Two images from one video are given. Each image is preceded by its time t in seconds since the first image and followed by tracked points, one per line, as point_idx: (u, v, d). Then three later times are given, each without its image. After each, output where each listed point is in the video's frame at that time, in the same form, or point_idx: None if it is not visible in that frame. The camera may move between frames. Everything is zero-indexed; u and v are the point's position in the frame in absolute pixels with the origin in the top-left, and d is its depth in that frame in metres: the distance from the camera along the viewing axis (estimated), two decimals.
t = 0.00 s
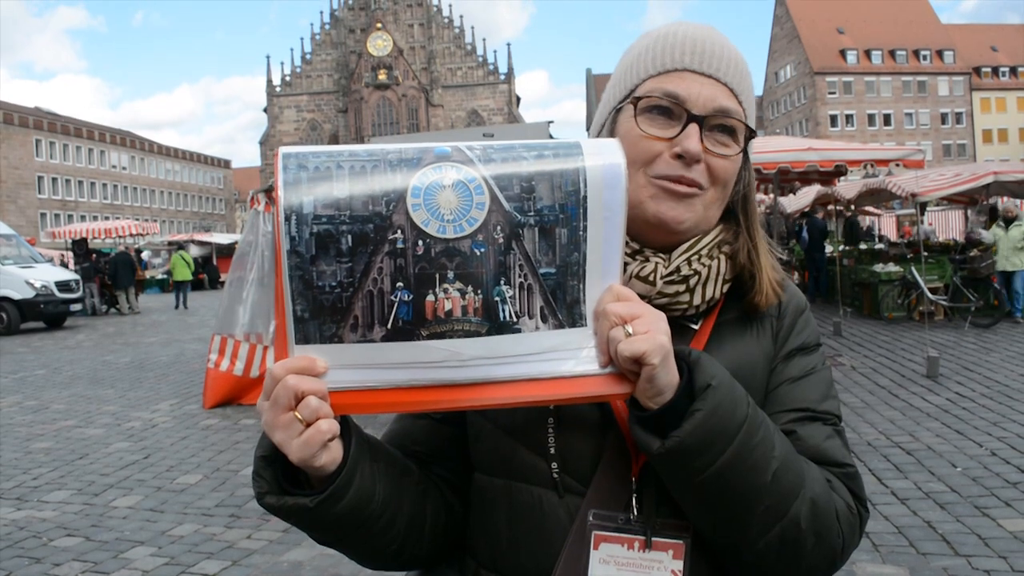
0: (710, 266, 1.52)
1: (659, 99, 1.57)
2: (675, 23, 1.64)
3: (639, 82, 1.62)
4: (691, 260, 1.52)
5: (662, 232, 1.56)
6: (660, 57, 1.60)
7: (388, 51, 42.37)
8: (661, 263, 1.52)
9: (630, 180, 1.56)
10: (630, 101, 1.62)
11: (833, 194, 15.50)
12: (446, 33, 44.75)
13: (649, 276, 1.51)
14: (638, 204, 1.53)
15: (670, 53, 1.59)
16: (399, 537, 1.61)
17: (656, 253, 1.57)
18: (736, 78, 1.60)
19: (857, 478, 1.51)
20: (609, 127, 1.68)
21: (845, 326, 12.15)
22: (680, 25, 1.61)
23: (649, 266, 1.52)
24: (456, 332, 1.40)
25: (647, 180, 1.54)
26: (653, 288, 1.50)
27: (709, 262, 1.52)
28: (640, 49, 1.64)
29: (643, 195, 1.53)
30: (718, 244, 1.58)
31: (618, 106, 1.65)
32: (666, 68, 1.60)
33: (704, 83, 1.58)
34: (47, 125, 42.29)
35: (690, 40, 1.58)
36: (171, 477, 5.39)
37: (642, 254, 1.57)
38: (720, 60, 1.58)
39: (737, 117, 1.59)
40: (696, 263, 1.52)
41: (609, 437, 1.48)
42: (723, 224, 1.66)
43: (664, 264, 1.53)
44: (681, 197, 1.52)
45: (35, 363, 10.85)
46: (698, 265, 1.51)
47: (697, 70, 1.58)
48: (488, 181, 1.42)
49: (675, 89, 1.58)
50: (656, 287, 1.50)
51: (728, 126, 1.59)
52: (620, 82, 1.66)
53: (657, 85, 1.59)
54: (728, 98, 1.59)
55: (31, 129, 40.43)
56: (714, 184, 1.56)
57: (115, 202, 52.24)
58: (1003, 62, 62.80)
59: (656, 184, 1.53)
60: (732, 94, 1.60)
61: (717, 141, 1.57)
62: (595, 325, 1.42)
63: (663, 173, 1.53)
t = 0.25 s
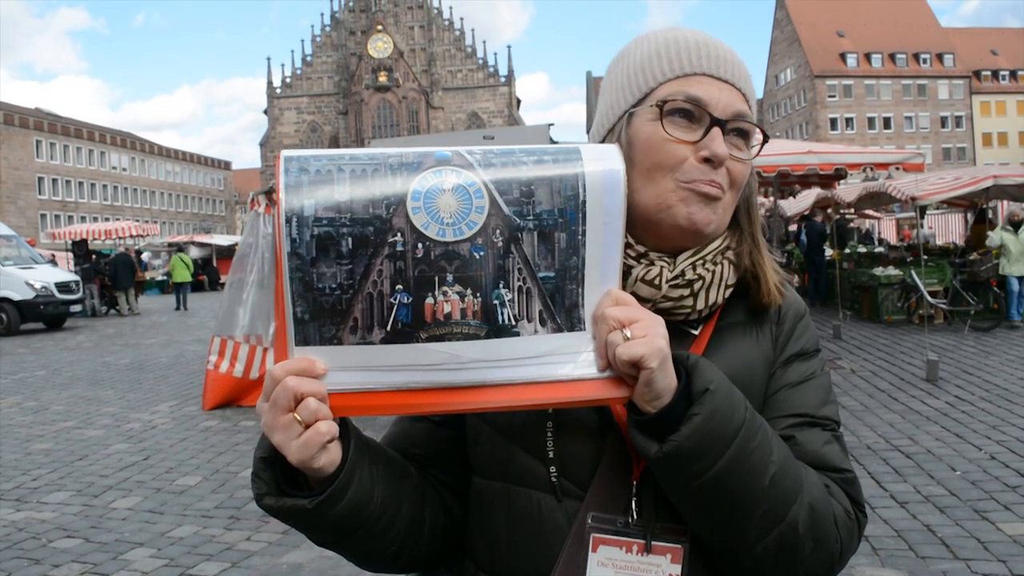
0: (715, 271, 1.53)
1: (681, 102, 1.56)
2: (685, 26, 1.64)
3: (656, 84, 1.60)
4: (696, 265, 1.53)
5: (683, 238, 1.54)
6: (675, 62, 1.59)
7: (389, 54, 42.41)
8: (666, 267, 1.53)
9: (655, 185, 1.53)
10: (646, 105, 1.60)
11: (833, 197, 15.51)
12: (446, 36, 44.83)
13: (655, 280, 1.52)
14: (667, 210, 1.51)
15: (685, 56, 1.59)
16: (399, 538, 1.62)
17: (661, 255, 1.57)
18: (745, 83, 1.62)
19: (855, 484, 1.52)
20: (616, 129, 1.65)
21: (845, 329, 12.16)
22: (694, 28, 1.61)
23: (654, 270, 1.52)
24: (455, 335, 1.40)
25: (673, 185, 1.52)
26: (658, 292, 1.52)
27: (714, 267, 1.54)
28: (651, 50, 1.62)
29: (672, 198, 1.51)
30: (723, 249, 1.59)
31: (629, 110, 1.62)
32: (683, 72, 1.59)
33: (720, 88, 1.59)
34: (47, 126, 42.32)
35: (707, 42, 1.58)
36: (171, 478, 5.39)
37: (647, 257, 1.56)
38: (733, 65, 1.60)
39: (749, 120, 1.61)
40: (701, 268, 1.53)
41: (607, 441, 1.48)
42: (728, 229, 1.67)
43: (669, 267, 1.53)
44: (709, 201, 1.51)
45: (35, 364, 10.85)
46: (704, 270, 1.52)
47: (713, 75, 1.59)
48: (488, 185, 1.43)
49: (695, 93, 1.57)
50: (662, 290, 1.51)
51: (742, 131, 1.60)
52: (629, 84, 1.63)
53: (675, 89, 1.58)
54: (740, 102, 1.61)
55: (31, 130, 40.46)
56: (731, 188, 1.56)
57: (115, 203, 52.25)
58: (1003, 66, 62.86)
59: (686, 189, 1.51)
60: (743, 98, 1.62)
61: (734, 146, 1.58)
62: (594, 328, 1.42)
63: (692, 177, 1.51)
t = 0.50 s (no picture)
0: (715, 283, 1.54)
1: (686, 118, 1.57)
2: (690, 39, 1.64)
3: (661, 99, 1.60)
4: (697, 278, 1.54)
5: (684, 252, 1.55)
6: (680, 75, 1.59)
7: (391, 57, 42.45)
8: (668, 279, 1.53)
9: (658, 201, 1.54)
10: (651, 119, 1.60)
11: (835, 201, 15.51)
12: (449, 39, 44.89)
13: (657, 292, 1.53)
14: (670, 226, 1.52)
15: (691, 71, 1.59)
16: (399, 542, 1.61)
17: (663, 267, 1.58)
18: (749, 96, 1.63)
19: (851, 488, 1.52)
20: (620, 140, 1.65)
21: (846, 334, 12.14)
22: (700, 41, 1.61)
23: (656, 281, 1.53)
24: (456, 340, 1.41)
25: (675, 201, 1.53)
26: (659, 304, 1.52)
27: (714, 279, 1.55)
28: (656, 62, 1.61)
29: (676, 215, 1.52)
30: (723, 261, 1.60)
31: (634, 122, 1.62)
32: (688, 86, 1.59)
33: (724, 102, 1.59)
34: (50, 128, 42.39)
35: (713, 57, 1.58)
36: (172, 481, 5.39)
37: (649, 268, 1.57)
38: (738, 80, 1.60)
39: (753, 136, 1.62)
40: (701, 280, 1.54)
41: (606, 446, 1.48)
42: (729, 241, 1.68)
43: (670, 279, 1.54)
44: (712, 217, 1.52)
45: (36, 366, 10.86)
46: (704, 282, 1.54)
47: (717, 89, 1.59)
48: (489, 192, 1.43)
49: (699, 107, 1.57)
50: (664, 301, 1.52)
51: (745, 144, 1.61)
52: (633, 96, 1.62)
53: (679, 103, 1.59)
54: (745, 117, 1.62)
55: (33, 132, 40.53)
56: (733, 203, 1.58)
57: (117, 206, 52.31)
58: (1005, 71, 62.83)
59: (689, 206, 1.52)
60: (747, 112, 1.63)
61: (738, 161, 1.59)
62: (593, 334, 1.43)
63: (697, 194, 1.52)
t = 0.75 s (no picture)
0: (707, 286, 1.56)
1: (675, 127, 1.57)
2: (679, 45, 1.64)
3: (652, 106, 1.61)
4: (689, 281, 1.56)
5: (673, 257, 1.57)
6: (672, 83, 1.60)
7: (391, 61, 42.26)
8: (660, 283, 1.55)
9: (646, 207, 1.57)
10: (641, 127, 1.61)
11: (834, 207, 15.51)
12: (449, 44, 44.94)
13: (649, 296, 1.55)
14: (657, 233, 1.55)
15: (683, 79, 1.59)
16: (395, 544, 1.61)
17: (655, 271, 1.60)
18: (739, 104, 1.64)
19: (842, 489, 1.54)
20: (612, 147, 1.67)
21: (846, 339, 12.13)
22: (690, 50, 1.61)
23: (648, 286, 1.55)
24: (452, 343, 1.41)
25: (661, 208, 1.56)
26: (652, 308, 1.55)
27: (706, 282, 1.56)
28: (647, 70, 1.62)
29: (662, 223, 1.54)
30: (716, 264, 1.62)
31: (625, 129, 1.63)
32: (680, 95, 1.60)
33: (714, 111, 1.60)
34: (51, 131, 42.41)
35: (704, 66, 1.58)
36: (171, 485, 5.38)
37: (641, 272, 1.60)
38: (728, 90, 1.61)
39: (744, 144, 1.62)
40: (693, 284, 1.56)
41: (601, 448, 1.49)
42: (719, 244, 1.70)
43: (663, 283, 1.56)
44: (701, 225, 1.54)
45: (35, 370, 10.84)
46: (696, 286, 1.55)
47: (707, 98, 1.60)
48: (484, 197, 1.44)
49: (688, 116, 1.59)
50: (656, 306, 1.54)
51: (736, 152, 1.62)
52: (625, 103, 1.64)
53: (670, 112, 1.60)
54: (735, 125, 1.63)
55: (34, 136, 40.55)
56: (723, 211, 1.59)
57: (117, 210, 52.31)
58: (1005, 77, 62.88)
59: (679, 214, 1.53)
60: (737, 119, 1.63)
61: (728, 168, 1.60)
62: (587, 337, 1.43)
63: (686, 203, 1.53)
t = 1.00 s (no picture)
0: (701, 293, 1.57)
1: (662, 136, 1.60)
2: (669, 54, 1.66)
3: (642, 116, 1.64)
4: (683, 288, 1.57)
5: (663, 264, 1.59)
6: (662, 93, 1.62)
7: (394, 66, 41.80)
8: (654, 290, 1.57)
9: (635, 215, 1.59)
10: (631, 136, 1.64)
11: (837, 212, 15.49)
12: (452, 48, 45.04)
13: (643, 303, 1.56)
14: (645, 241, 1.57)
15: (672, 89, 1.62)
16: (395, 549, 1.61)
17: (648, 278, 1.61)
18: (731, 113, 1.65)
19: (839, 493, 1.54)
20: (605, 155, 1.69)
21: (848, 344, 12.11)
22: (680, 58, 1.63)
23: (643, 293, 1.56)
24: (449, 348, 1.41)
25: (648, 216, 1.59)
26: (646, 315, 1.56)
27: (700, 289, 1.58)
28: (638, 80, 1.64)
29: (650, 230, 1.56)
30: (709, 271, 1.63)
31: (616, 138, 1.66)
32: (668, 104, 1.62)
33: (705, 120, 1.62)
34: (54, 135, 42.50)
35: (692, 76, 1.60)
36: (172, 489, 5.38)
37: (636, 279, 1.61)
38: (718, 99, 1.62)
39: (734, 152, 1.64)
40: (687, 290, 1.57)
41: (598, 453, 1.49)
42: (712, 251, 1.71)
43: (657, 290, 1.57)
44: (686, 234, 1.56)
45: (38, 373, 10.85)
46: (690, 292, 1.56)
47: (697, 108, 1.62)
48: (480, 205, 1.44)
49: (677, 125, 1.60)
50: (650, 312, 1.56)
51: (727, 161, 1.63)
52: (617, 112, 1.66)
53: (661, 121, 1.62)
54: (726, 134, 1.64)
55: (37, 140, 40.64)
56: (712, 219, 1.61)
57: (119, 214, 52.39)
58: (1008, 83, 62.89)
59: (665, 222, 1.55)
60: (728, 128, 1.65)
61: (718, 176, 1.62)
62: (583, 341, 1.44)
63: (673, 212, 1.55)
